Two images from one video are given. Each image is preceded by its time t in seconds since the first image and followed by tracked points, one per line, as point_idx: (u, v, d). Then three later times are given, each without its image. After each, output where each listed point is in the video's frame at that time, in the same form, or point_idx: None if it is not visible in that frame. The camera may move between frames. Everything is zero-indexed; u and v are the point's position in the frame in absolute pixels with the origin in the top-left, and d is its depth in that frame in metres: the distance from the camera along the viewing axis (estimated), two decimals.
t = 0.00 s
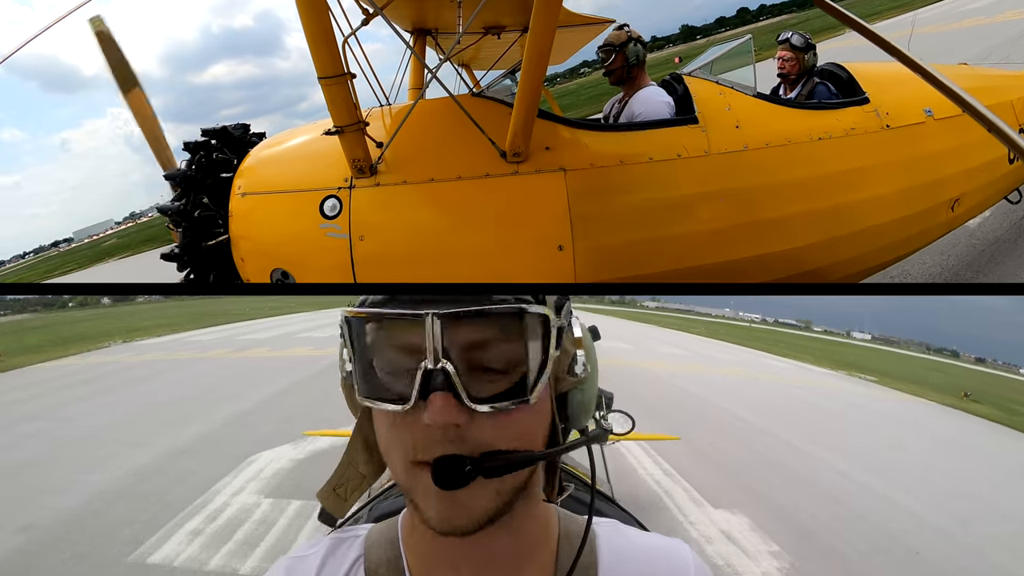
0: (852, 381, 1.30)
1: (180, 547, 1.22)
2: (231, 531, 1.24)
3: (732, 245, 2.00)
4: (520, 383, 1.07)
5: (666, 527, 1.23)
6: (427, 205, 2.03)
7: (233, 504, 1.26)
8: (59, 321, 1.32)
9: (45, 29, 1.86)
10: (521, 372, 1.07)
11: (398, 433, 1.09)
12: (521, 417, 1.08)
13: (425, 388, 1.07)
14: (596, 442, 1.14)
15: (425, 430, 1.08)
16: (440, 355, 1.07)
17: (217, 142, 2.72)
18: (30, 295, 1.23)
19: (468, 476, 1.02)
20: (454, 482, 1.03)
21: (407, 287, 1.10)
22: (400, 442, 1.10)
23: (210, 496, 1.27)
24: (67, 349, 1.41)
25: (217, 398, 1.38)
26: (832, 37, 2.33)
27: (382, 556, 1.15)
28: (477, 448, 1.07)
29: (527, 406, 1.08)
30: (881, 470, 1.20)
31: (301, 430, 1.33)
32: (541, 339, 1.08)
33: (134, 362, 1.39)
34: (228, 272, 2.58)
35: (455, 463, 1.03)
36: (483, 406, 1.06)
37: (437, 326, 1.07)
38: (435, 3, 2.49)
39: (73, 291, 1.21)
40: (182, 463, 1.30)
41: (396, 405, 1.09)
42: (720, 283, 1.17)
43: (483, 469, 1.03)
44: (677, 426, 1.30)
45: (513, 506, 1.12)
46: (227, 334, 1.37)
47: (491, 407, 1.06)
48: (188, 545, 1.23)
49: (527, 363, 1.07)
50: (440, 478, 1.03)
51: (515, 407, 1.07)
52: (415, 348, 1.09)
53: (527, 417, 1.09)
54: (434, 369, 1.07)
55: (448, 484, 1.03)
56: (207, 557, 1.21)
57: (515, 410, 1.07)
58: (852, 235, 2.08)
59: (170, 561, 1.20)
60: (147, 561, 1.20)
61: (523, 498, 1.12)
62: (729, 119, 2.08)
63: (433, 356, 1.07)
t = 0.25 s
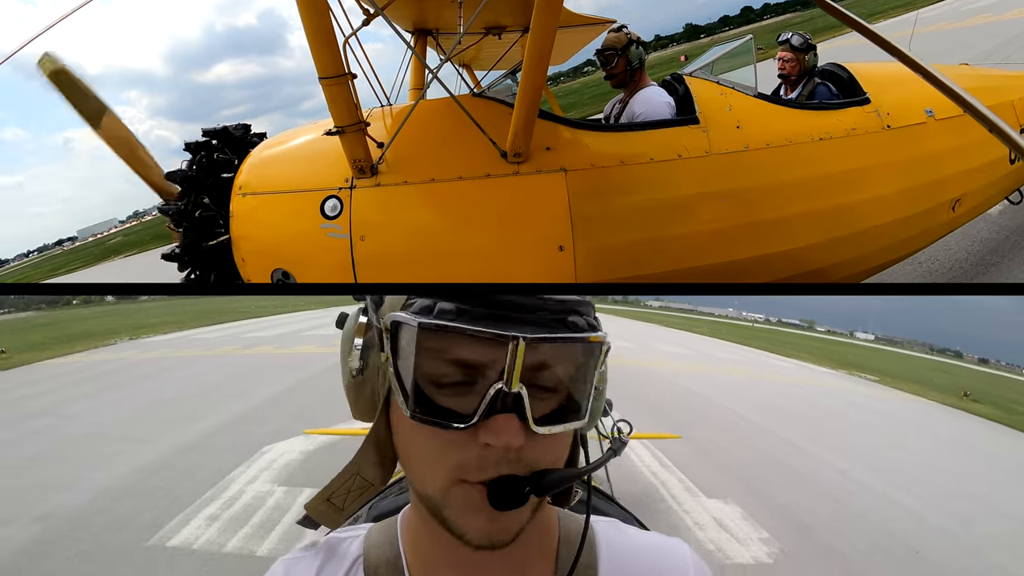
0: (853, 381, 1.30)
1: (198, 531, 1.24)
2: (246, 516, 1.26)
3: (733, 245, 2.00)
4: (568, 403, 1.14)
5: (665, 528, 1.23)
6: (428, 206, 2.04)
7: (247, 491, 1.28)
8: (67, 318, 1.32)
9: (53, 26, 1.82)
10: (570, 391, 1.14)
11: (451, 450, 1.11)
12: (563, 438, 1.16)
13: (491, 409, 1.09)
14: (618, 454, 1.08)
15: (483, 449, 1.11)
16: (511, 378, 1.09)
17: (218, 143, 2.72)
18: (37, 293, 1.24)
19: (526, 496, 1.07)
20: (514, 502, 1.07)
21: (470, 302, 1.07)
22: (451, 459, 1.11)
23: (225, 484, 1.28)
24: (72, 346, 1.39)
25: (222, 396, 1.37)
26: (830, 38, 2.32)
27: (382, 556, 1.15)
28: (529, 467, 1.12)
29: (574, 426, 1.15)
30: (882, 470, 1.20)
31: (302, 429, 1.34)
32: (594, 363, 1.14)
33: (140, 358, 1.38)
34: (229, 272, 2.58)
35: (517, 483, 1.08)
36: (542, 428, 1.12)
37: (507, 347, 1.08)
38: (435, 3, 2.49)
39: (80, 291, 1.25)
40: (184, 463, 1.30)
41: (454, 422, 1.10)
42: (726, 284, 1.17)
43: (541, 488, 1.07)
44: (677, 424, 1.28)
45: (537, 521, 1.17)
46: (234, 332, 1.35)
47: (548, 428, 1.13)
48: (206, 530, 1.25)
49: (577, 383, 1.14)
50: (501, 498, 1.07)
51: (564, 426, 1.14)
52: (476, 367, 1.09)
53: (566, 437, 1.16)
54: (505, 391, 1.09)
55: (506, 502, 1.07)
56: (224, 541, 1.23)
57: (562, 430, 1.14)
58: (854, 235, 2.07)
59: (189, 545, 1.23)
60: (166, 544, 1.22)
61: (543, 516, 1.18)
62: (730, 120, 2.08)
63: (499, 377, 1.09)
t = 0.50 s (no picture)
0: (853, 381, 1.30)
1: (215, 519, 1.26)
2: (260, 506, 1.26)
3: (733, 245, 2.00)
4: (577, 424, 1.15)
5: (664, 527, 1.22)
6: (428, 205, 2.04)
7: (261, 483, 1.28)
8: (70, 319, 1.38)
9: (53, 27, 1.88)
10: (580, 412, 1.14)
11: (455, 466, 1.13)
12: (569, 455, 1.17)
13: (501, 431, 1.10)
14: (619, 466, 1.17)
15: (487, 467, 1.13)
16: (523, 401, 1.10)
17: (219, 142, 2.72)
18: (39, 293, 1.33)
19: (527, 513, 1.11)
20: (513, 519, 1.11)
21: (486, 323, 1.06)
22: (455, 474, 1.13)
23: (239, 475, 1.29)
24: (79, 345, 1.42)
25: (229, 396, 1.37)
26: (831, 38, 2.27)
27: (381, 556, 1.17)
28: (533, 485, 1.15)
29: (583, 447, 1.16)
30: (883, 470, 1.20)
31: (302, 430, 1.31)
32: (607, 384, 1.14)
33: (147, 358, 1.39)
34: (230, 272, 2.58)
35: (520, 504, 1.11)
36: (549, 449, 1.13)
37: (520, 370, 1.08)
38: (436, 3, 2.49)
39: (82, 292, 1.34)
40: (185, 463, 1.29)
41: (462, 441, 1.11)
42: (724, 285, 1.23)
43: (544, 507, 1.11)
44: (677, 425, 1.26)
45: (538, 535, 1.18)
46: (240, 332, 1.37)
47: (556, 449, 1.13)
48: (223, 518, 1.27)
49: (587, 405, 1.14)
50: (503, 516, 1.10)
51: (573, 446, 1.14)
52: (487, 386, 1.10)
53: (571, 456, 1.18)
54: (516, 415, 1.10)
55: (508, 519, 1.11)
56: (241, 529, 1.25)
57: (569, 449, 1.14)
58: (854, 235, 2.08)
59: (206, 532, 1.25)
60: (184, 531, 1.24)
61: (545, 532, 1.18)
62: (730, 119, 2.08)
63: (509, 398, 1.09)
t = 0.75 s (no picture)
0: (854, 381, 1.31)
1: (230, 506, 1.26)
2: (274, 494, 1.27)
3: (733, 244, 2.00)
4: (559, 430, 1.12)
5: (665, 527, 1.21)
6: (429, 205, 2.04)
7: (273, 473, 1.29)
8: (73, 318, 1.38)
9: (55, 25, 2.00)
10: (560, 418, 1.12)
11: (435, 473, 1.13)
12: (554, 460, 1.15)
13: (477, 438, 1.11)
14: (616, 471, 1.14)
15: (467, 473, 1.13)
16: (496, 411, 1.09)
17: (219, 142, 2.72)
18: (42, 293, 1.31)
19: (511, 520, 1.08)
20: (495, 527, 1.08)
21: (452, 336, 1.06)
22: (436, 481, 1.14)
23: (252, 465, 1.29)
24: (87, 343, 1.44)
25: (226, 395, 1.39)
26: (831, 37, 2.30)
27: (382, 554, 1.17)
28: (517, 490, 1.13)
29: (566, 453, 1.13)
30: (884, 470, 1.20)
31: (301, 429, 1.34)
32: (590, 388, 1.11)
33: (158, 355, 1.40)
34: (231, 271, 2.58)
35: (500, 510, 1.09)
36: (529, 455, 1.12)
37: (487, 382, 1.07)
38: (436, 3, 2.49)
39: (87, 291, 1.33)
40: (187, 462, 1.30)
41: (438, 449, 1.12)
42: (729, 284, 1.20)
43: (527, 512, 1.08)
44: (677, 425, 1.29)
45: (531, 536, 1.17)
46: (247, 330, 1.38)
47: (536, 455, 1.12)
48: (237, 506, 1.27)
49: (568, 411, 1.12)
50: (484, 523, 1.09)
51: (554, 452, 1.12)
52: (461, 397, 1.10)
53: (560, 460, 1.16)
54: (487, 426, 1.10)
55: (490, 527, 1.08)
56: (255, 515, 1.25)
57: (552, 455, 1.12)
58: (855, 234, 2.08)
59: (222, 519, 1.24)
60: (201, 518, 1.24)
61: (537, 534, 1.18)
62: (731, 119, 2.08)
63: (483, 408, 1.09)
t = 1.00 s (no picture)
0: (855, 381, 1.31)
1: (244, 495, 1.27)
2: (286, 484, 1.29)
3: (734, 244, 2.00)
4: (560, 429, 1.13)
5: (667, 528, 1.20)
6: (430, 205, 2.04)
7: (284, 465, 1.31)
8: (76, 318, 1.40)
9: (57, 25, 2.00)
10: (560, 416, 1.12)
11: (436, 473, 1.14)
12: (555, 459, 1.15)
13: (478, 437, 1.11)
14: (618, 469, 1.14)
15: (468, 474, 1.13)
16: (495, 410, 1.09)
17: (220, 142, 2.72)
18: (46, 293, 1.33)
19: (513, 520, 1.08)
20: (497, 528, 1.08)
21: (451, 335, 1.06)
22: (437, 481, 1.14)
23: (264, 457, 1.31)
24: (92, 343, 1.45)
25: (232, 395, 1.39)
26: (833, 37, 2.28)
27: (384, 554, 1.17)
28: (518, 489, 1.13)
29: (566, 451, 1.14)
30: (885, 470, 1.21)
31: (301, 430, 1.34)
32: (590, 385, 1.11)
33: (167, 353, 1.42)
34: (232, 271, 2.58)
35: (502, 510, 1.09)
36: (530, 454, 1.12)
37: (487, 381, 1.07)
38: (437, 3, 2.49)
39: (89, 291, 1.33)
40: (189, 461, 1.30)
41: (438, 449, 1.12)
42: (729, 285, 1.19)
43: (529, 512, 1.08)
44: (677, 425, 1.29)
45: (534, 535, 1.17)
46: (256, 329, 1.39)
47: (536, 454, 1.12)
48: (251, 496, 1.27)
49: (568, 409, 1.12)
50: (485, 523, 1.08)
51: (553, 451, 1.13)
52: (460, 397, 1.10)
53: (561, 459, 1.16)
54: (487, 425, 1.10)
55: (491, 528, 1.08)
56: (269, 504, 1.26)
57: (553, 454, 1.13)
58: (855, 234, 2.08)
59: (236, 508, 1.25)
60: (217, 507, 1.25)
61: (539, 532, 1.17)
62: (732, 119, 2.08)
63: (482, 408, 1.09)
